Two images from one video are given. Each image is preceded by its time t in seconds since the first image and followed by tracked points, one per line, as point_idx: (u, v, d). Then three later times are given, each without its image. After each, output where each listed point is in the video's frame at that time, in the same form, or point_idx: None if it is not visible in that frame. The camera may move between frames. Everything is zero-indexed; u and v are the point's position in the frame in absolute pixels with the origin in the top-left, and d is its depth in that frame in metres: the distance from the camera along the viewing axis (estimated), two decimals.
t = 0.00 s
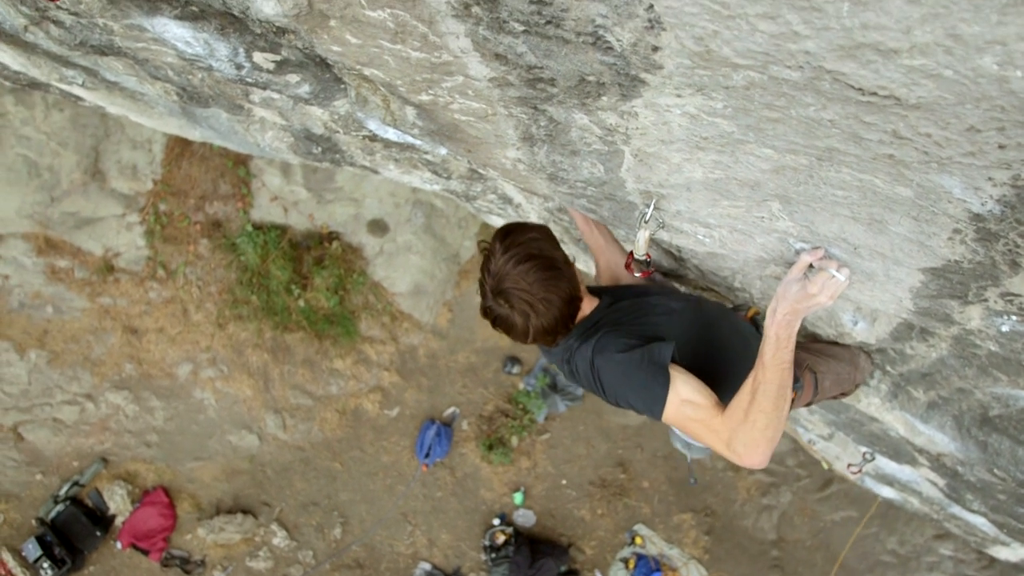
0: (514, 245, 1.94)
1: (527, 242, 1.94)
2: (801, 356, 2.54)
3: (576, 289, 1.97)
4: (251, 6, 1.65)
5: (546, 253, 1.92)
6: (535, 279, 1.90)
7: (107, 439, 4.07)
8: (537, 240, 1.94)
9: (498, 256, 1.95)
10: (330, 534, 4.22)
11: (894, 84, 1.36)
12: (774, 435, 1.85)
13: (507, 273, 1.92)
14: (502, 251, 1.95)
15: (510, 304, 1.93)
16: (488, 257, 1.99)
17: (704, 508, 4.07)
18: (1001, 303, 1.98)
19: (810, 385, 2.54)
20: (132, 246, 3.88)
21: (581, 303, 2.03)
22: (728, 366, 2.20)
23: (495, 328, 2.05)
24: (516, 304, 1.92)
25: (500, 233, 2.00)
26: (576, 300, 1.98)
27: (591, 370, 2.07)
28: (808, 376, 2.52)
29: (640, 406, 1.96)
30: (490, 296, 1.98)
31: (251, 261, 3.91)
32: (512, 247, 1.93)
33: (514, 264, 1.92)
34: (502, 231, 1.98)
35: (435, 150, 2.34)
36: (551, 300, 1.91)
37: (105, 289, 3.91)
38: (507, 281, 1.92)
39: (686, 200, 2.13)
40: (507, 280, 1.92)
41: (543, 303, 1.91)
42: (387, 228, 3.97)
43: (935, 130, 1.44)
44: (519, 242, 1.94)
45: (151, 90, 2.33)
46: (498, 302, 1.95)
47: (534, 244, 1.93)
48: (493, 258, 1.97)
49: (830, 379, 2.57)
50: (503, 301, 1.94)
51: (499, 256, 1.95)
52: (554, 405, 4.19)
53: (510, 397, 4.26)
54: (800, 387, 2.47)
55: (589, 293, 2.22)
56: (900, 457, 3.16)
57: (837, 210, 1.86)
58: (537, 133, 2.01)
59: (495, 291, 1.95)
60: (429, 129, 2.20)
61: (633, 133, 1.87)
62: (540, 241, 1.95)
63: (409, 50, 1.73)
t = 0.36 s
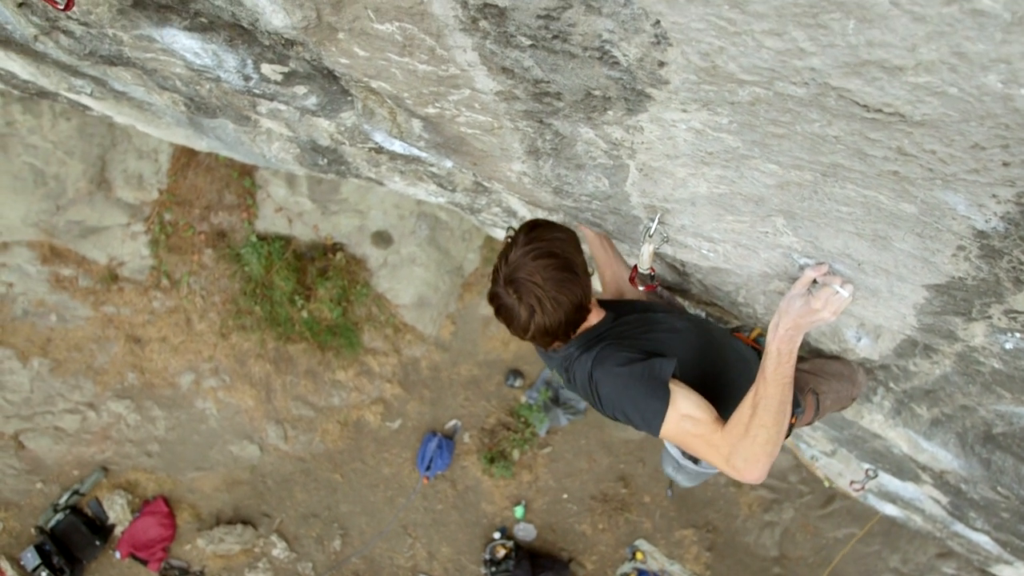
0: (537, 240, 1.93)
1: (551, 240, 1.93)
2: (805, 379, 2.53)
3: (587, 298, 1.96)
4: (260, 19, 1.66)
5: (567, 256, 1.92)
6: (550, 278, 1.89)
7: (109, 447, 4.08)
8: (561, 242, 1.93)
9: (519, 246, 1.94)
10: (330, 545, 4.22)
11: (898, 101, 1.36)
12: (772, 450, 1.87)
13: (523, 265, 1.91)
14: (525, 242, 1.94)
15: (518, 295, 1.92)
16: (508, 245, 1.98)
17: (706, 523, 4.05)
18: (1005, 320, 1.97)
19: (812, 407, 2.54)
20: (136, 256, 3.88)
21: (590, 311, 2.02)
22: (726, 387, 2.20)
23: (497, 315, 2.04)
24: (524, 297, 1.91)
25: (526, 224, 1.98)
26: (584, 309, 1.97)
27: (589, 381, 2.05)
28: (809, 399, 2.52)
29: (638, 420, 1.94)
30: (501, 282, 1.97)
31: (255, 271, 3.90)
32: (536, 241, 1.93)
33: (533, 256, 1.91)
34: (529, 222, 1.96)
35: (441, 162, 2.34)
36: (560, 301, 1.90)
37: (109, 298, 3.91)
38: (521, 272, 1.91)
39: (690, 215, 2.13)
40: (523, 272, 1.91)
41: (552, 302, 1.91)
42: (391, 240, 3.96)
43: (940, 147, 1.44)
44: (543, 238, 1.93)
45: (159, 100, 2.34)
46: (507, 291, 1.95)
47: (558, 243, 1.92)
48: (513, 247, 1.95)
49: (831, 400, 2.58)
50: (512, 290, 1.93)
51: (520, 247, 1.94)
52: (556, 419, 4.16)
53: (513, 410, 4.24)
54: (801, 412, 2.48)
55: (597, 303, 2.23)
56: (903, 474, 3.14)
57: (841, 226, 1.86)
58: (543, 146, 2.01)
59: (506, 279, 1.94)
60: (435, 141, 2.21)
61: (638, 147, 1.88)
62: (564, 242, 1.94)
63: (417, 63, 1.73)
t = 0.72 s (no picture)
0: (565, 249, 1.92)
1: (578, 250, 1.92)
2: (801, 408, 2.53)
3: (603, 316, 1.91)
4: (270, 24, 1.67)
5: (594, 266, 1.89)
6: (573, 282, 1.85)
7: (110, 450, 4.07)
8: (589, 254, 1.92)
9: (546, 249, 1.91)
10: (331, 551, 4.19)
11: (904, 112, 1.36)
12: (777, 464, 1.87)
13: (548, 263, 1.87)
14: (551, 247, 1.91)
15: (536, 291, 1.86)
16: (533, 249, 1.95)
17: (708, 533, 4.03)
18: (1008, 332, 1.96)
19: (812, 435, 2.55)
20: (141, 259, 3.88)
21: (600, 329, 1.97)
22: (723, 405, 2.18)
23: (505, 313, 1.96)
24: (542, 294, 1.85)
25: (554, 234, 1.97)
26: (596, 327, 1.91)
27: (593, 398, 1.96)
28: (810, 428, 2.51)
29: (648, 437, 1.87)
30: (519, 279, 1.91)
31: (258, 276, 3.90)
32: (565, 247, 1.91)
33: (559, 259, 1.88)
34: (559, 232, 1.96)
35: (447, 169, 2.35)
36: (578, 308, 1.85)
37: (113, 301, 3.91)
38: (544, 270, 1.87)
39: (695, 223, 2.13)
40: (546, 271, 1.87)
41: (569, 308, 1.85)
42: (394, 246, 3.96)
43: (945, 157, 1.44)
44: (571, 247, 1.91)
45: (167, 104, 2.35)
46: (524, 286, 1.88)
47: (586, 254, 1.90)
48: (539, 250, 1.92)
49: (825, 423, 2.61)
50: (530, 287, 1.87)
51: (546, 251, 1.91)
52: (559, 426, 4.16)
53: (515, 417, 4.24)
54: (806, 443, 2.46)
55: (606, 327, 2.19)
56: (906, 485, 3.13)
57: (846, 236, 1.85)
58: (549, 153, 2.01)
59: (526, 274, 1.89)
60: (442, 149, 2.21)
61: (644, 156, 1.88)
62: (592, 256, 1.92)
63: (424, 70, 1.73)
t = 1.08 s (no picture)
0: (574, 224, 1.92)
1: (588, 227, 1.93)
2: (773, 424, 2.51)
3: (604, 294, 1.90)
4: (276, 20, 1.66)
5: (601, 245, 1.91)
6: (579, 253, 1.85)
7: (114, 445, 4.08)
8: (597, 234, 1.93)
9: (555, 221, 1.92)
10: (333, 547, 4.19)
11: (911, 111, 1.35)
12: (767, 459, 1.90)
13: (558, 232, 1.87)
14: (561, 220, 1.92)
15: (541, 255, 1.84)
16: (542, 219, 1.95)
17: (710, 533, 4.04)
18: (1014, 333, 1.96)
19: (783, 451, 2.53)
20: (146, 254, 3.89)
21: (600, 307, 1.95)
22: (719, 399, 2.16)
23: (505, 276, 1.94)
24: (547, 258, 1.83)
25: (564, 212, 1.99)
26: (595, 303, 1.89)
27: (603, 374, 1.90)
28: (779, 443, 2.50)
29: (653, 423, 1.82)
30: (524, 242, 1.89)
31: (262, 272, 3.90)
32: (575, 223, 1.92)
33: (568, 231, 1.88)
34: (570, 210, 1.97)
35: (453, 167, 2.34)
36: (581, 280, 1.84)
37: (118, 296, 3.91)
38: (552, 237, 1.86)
39: (701, 222, 2.12)
40: (555, 238, 1.86)
41: (571, 277, 1.83)
42: (399, 244, 3.96)
43: (952, 157, 1.43)
44: (581, 225, 1.93)
45: (173, 99, 2.34)
46: (529, 249, 1.87)
47: (594, 233, 1.92)
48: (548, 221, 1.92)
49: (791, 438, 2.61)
50: (535, 250, 1.86)
51: (556, 223, 1.91)
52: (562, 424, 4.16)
53: (518, 415, 4.25)
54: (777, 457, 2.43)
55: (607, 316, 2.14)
56: (909, 486, 3.12)
57: (852, 236, 1.84)
58: (555, 151, 2.00)
59: (533, 237, 1.87)
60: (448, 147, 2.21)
61: (650, 154, 1.87)
62: (600, 235, 1.94)
63: (431, 66, 1.73)
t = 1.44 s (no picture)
0: (590, 212, 1.91)
1: (602, 215, 1.91)
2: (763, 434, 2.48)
3: (615, 284, 1.89)
4: (280, 10, 1.65)
5: (615, 233, 1.89)
6: (592, 242, 1.84)
7: (117, 436, 4.10)
8: (609, 220, 1.92)
9: (568, 207, 1.90)
10: (334, 538, 4.20)
11: (917, 106, 1.34)
12: (772, 457, 1.92)
13: (571, 220, 1.85)
14: (574, 207, 1.90)
15: (553, 243, 1.83)
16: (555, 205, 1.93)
17: (710, 527, 4.07)
18: (1017, 329, 1.95)
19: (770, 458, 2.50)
20: (148, 245, 3.88)
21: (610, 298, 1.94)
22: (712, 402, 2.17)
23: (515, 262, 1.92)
24: (560, 247, 1.82)
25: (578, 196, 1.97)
26: (606, 293, 1.89)
27: (617, 365, 1.87)
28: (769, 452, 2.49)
29: (668, 418, 1.80)
30: (536, 229, 1.88)
31: (265, 264, 3.90)
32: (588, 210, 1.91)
33: (581, 218, 1.86)
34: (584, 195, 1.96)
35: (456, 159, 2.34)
36: (594, 270, 1.83)
37: (120, 287, 3.91)
38: (565, 225, 1.85)
39: (704, 215, 2.11)
40: (568, 226, 1.84)
41: (584, 266, 1.82)
42: (401, 236, 3.96)
43: (958, 152, 1.42)
44: (594, 210, 1.91)
45: (176, 90, 2.33)
46: (541, 236, 1.85)
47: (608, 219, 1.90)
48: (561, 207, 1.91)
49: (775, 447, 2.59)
50: (547, 238, 1.84)
51: (569, 209, 1.89)
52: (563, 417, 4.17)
53: (519, 408, 4.25)
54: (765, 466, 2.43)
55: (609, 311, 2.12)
56: (910, 482, 3.12)
57: (856, 230, 1.84)
58: (558, 143, 1.99)
59: (546, 224, 1.85)
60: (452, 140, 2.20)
61: (654, 147, 1.86)
62: (613, 223, 1.92)
63: (435, 58, 1.72)
